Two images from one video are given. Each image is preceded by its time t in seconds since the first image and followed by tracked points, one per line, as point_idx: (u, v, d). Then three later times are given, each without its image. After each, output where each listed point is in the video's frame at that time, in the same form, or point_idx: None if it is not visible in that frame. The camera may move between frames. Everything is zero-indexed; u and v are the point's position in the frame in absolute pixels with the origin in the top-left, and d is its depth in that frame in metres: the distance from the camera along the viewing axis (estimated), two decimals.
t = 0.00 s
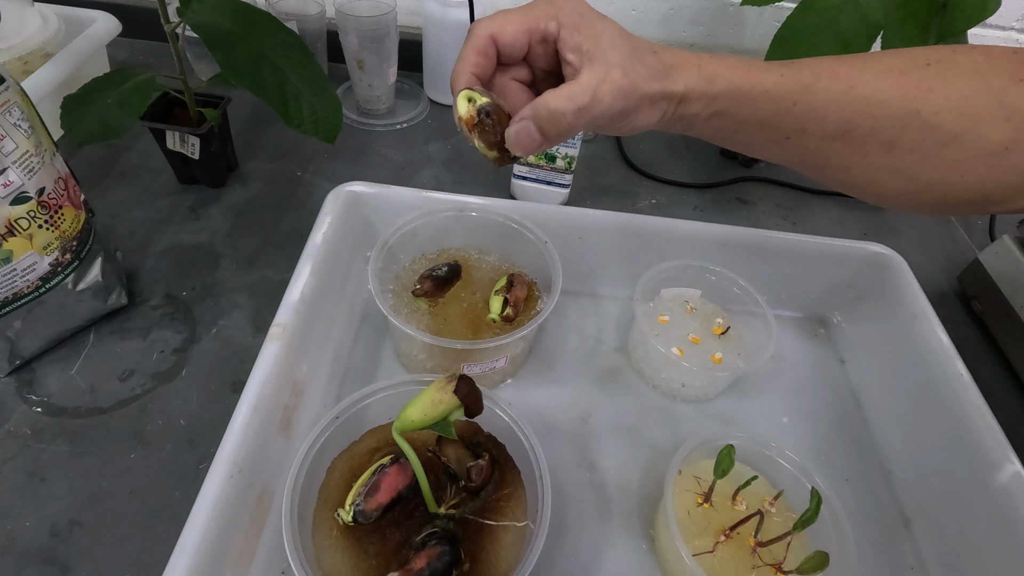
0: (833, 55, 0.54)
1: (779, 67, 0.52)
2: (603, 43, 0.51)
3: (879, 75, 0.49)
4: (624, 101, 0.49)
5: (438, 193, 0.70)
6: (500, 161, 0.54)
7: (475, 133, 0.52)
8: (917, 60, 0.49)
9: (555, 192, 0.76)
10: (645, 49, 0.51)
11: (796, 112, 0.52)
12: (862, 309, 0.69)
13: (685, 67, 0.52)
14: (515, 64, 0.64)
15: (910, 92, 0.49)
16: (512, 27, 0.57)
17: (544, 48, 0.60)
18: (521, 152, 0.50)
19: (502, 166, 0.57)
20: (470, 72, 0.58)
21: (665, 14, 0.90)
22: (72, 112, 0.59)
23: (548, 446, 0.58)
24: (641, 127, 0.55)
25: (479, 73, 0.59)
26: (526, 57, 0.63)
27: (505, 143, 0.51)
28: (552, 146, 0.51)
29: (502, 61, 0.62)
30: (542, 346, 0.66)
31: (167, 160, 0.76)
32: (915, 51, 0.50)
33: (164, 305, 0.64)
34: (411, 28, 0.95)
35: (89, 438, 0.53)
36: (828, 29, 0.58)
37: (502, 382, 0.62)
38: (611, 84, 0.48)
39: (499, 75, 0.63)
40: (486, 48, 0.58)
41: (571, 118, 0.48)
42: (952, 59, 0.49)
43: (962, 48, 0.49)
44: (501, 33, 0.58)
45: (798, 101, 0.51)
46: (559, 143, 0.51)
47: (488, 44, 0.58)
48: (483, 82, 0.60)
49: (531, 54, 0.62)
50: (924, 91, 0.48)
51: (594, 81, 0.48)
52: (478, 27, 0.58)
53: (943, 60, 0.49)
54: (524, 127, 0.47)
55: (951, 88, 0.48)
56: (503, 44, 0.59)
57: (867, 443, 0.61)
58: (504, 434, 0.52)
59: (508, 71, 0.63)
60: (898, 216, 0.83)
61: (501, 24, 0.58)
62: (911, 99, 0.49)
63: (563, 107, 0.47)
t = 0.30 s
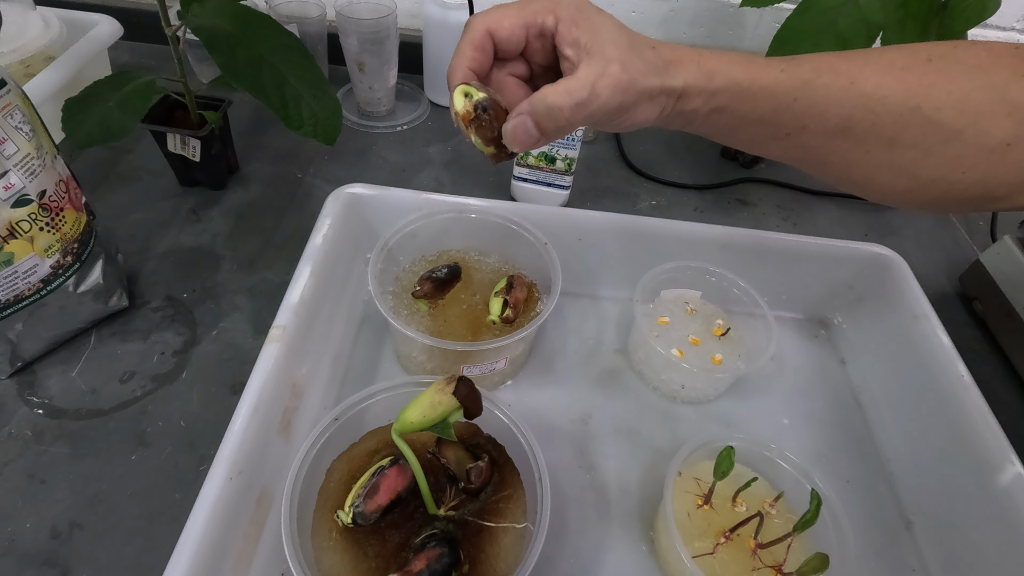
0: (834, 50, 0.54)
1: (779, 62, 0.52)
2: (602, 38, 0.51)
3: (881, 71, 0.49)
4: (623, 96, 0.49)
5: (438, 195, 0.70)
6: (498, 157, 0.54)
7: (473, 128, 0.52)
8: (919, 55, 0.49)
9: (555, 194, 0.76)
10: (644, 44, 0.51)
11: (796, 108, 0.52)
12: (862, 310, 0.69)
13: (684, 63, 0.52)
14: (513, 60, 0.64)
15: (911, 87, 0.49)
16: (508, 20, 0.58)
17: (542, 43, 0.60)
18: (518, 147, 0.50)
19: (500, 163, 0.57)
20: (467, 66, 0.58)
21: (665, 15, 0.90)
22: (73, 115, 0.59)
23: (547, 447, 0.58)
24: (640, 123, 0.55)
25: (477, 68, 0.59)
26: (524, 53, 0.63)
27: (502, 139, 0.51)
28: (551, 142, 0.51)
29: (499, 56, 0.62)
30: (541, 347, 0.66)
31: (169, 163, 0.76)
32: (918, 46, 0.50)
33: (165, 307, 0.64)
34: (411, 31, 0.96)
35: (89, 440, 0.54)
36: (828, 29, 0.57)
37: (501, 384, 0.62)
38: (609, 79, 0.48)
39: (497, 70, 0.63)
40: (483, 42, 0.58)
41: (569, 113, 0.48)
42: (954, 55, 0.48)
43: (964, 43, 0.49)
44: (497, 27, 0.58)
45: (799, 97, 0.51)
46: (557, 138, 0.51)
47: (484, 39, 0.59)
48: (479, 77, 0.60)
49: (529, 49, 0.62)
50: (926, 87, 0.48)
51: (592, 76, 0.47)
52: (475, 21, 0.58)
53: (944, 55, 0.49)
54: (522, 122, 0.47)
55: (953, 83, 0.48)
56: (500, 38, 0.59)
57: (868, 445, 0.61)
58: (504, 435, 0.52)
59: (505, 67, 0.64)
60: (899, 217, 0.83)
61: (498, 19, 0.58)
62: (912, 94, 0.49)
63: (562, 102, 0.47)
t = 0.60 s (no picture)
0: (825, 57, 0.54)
1: (770, 68, 0.52)
2: (590, 46, 0.51)
3: (871, 76, 0.49)
4: (612, 104, 0.49)
5: (432, 199, 0.70)
6: (486, 165, 0.55)
7: (460, 137, 0.52)
8: (910, 61, 0.49)
9: (550, 197, 0.76)
10: (633, 51, 0.51)
11: (787, 114, 0.52)
12: (857, 314, 0.69)
13: (674, 69, 0.52)
14: (501, 68, 0.64)
15: (902, 93, 0.48)
16: (496, 29, 0.58)
17: (530, 50, 0.60)
18: (506, 156, 0.50)
19: (489, 170, 0.57)
20: (455, 75, 0.58)
21: (661, 18, 0.90)
22: (68, 120, 0.59)
23: (540, 452, 0.58)
24: (631, 129, 0.55)
25: (464, 77, 0.60)
26: (512, 61, 0.63)
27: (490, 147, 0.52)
28: (539, 149, 0.51)
29: (488, 64, 0.63)
30: (535, 351, 0.66)
31: (164, 167, 0.76)
32: (909, 52, 0.50)
33: (159, 312, 0.64)
34: (407, 34, 0.96)
35: (82, 445, 0.54)
36: (821, 34, 0.57)
37: (495, 388, 0.62)
38: (597, 87, 0.48)
39: (486, 78, 0.64)
40: (470, 50, 0.59)
41: (557, 122, 0.48)
42: (945, 61, 0.48)
43: (956, 48, 0.49)
44: (485, 36, 0.58)
45: (789, 103, 0.51)
46: (546, 146, 0.51)
47: (472, 47, 0.59)
48: (468, 86, 0.60)
49: (517, 57, 0.62)
50: (917, 92, 0.48)
51: (580, 84, 0.48)
52: (463, 30, 0.59)
53: (935, 60, 0.49)
54: (510, 131, 0.48)
55: (944, 89, 0.48)
56: (488, 47, 0.59)
57: (862, 449, 0.61)
58: (495, 441, 0.52)
59: (494, 75, 0.64)
60: (895, 220, 0.83)
61: (486, 27, 0.58)
62: (903, 100, 0.49)
63: (549, 110, 0.47)
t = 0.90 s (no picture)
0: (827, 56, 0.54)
1: (772, 67, 0.51)
2: (590, 45, 0.50)
3: (875, 75, 0.49)
4: (612, 104, 0.49)
5: (431, 201, 0.69)
6: (485, 166, 0.54)
7: (458, 138, 0.52)
8: (914, 60, 0.49)
9: (550, 199, 0.76)
10: (633, 50, 0.51)
11: (790, 114, 0.51)
12: (859, 316, 0.68)
13: (675, 69, 0.51)
14: (500, 67, 0.63)
15: (907, 92, 0.48)
16: (494, 28, 0.57)
17: (529, 49, 0.60)
18: (505, 158, 0.50)
19: (488, 172, 0.57)
20: (452, 75, 0.58)
21: (661, 19, 0.90)
22: (63, 122, 0.59)
23: (539, 456, 0.57)
24: (631, 130, 0.54)
25: (462, 76, 0.59)
26: (511, 60, 0.63)
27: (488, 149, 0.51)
28: (538, 151, 0.51)
29: (486, 64, 0.62)
30: (535, 354, 0.66)
31: (162, 169, 0.76)
32: (913, 51, 0.49)
33: (156, 314, 0.64)
34: (406, 36, 0.95)
35: (78, 449, 0.53)
36: (822, 35, 0.57)
37: (494, 392, 0.61)
38: (597, 86, 0.47)
39: (483, 78, 0.63)
40: (468, 50, 0.58)
41: (556, 122, 0.47)
42: (950, 60, 0.48)
43: (961, 47, 0.49)
44: (483, 34, 0.58)
45: (792, 103, 0.51)
46: (545, 148, 0.50)
47: (469, 46, 0.58)
48: (466, 86, 0.60)
49: (516, 57, 0.62)
50: (922, 92, 0.48)
51: (579, 84, 0.47)
52: (461, 29, 0.58)
53: (940, 60, 0.48)
54: (508, 132, 0.48)
55: (949, 88, 0.47)
56: (486, 46, 0.59)
57: (865, 453, 0.60)
58: (494, 445, 0.51)
59: (493, 74, 0.63)
60: (897, 221, 0.83)
61: (484, 26, 0.58)
62: (908, 99, 0.48)
63: (548, 111, 0.46)
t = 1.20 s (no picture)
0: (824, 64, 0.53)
1: (770, 75, 0.51)
2: (587, 55, 0.50)
3: (873, 82, 0.49)
4: (609, 114, 0.49)
5: (428, 206, 0.69)
6: (483, 176, 0.54)
7: (456, 149, 0.52)
8: (912, 67, 0.48)
9: (548, 204, 0.76)
10: (631, 58, 0.51)
11: (788, 121, 0.51)
12: (858, 320, 0.68)
13: (672, 78, 0.51)
14: (498, 77, 0.63)
15: (905, 100, 0.48)
16: (491, 38, 0.57)
17: (526, 59, 0.60)
18: (503, 167, 0.50)
19: (487, 181, 0.57)
20: (450, 86, 0.58)
21: (659, 23, 0.89)
22: (60, 129, 0.59)
23: (537, 462, 0.57)
24: (629, 138, 0.54)
25: (460, 87, 0.59)
26: (509, 70, 0.63)
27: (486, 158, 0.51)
28: (536, 161, 0.51)
29: (485, 74, 0.62)
30: (533, 359, 0.66)
31: (159, 175, 0.76)
32: (911, 58, 0.49)
33: (153, 320, 0.64)
34: (404, 40, 0.95)
35: (74, 457, 0.53)
36: (820, 38, 0.56)
37: (492, 397, 0.61)
38: (594, 96, 0.47)
39: (481, 88, 0.63)
40: (466, 60, 0.58)
41: (553, 133, 0.47)
42: (949, 66, 0.48)
43: (959, 54, 0.49)
44: (480, 44, 0.58)
45: (790, 110, 0.50)
46: (543, 158, 0.50)
47: (467, 57, 0.58)
48: (464, 96, 0.60)
49: (514, 67, 0.62)
50: (920, 99, 0.48)
51: (576, 94, 0.47)
52: (458, 39, 0.58)
53: (938, 66, 0.48)
54: (505, 142, 0.47)
55: (948, 95, 0.47)
56: (483, 56, 0.59)
57: (864, 458, 0.60)
58: (492, 452, 0.51)
59: (491, 84, 0.63)
60: (896, 224, 0.83)
61: (482, 36, 0.58)
62: (906, 107, 0.48)
63: (546, 122, 0.46)
